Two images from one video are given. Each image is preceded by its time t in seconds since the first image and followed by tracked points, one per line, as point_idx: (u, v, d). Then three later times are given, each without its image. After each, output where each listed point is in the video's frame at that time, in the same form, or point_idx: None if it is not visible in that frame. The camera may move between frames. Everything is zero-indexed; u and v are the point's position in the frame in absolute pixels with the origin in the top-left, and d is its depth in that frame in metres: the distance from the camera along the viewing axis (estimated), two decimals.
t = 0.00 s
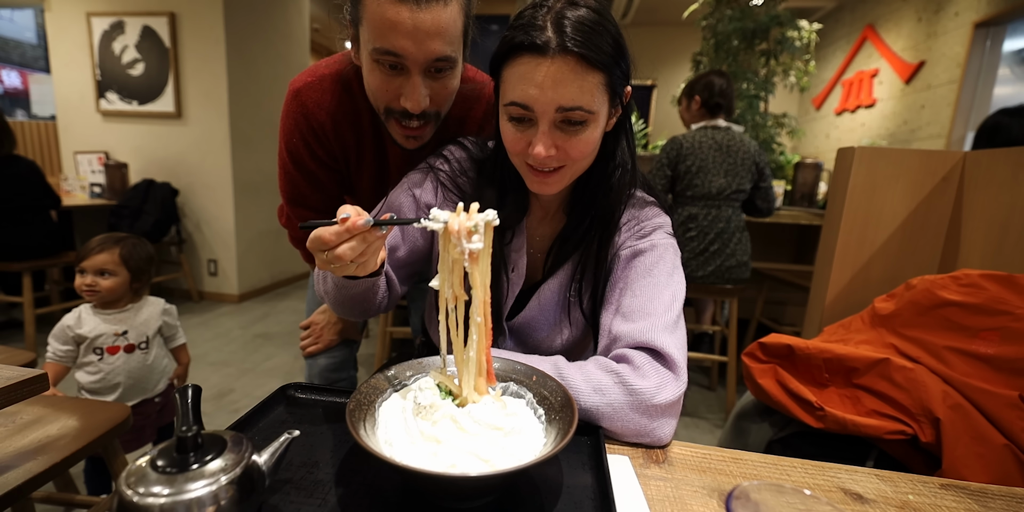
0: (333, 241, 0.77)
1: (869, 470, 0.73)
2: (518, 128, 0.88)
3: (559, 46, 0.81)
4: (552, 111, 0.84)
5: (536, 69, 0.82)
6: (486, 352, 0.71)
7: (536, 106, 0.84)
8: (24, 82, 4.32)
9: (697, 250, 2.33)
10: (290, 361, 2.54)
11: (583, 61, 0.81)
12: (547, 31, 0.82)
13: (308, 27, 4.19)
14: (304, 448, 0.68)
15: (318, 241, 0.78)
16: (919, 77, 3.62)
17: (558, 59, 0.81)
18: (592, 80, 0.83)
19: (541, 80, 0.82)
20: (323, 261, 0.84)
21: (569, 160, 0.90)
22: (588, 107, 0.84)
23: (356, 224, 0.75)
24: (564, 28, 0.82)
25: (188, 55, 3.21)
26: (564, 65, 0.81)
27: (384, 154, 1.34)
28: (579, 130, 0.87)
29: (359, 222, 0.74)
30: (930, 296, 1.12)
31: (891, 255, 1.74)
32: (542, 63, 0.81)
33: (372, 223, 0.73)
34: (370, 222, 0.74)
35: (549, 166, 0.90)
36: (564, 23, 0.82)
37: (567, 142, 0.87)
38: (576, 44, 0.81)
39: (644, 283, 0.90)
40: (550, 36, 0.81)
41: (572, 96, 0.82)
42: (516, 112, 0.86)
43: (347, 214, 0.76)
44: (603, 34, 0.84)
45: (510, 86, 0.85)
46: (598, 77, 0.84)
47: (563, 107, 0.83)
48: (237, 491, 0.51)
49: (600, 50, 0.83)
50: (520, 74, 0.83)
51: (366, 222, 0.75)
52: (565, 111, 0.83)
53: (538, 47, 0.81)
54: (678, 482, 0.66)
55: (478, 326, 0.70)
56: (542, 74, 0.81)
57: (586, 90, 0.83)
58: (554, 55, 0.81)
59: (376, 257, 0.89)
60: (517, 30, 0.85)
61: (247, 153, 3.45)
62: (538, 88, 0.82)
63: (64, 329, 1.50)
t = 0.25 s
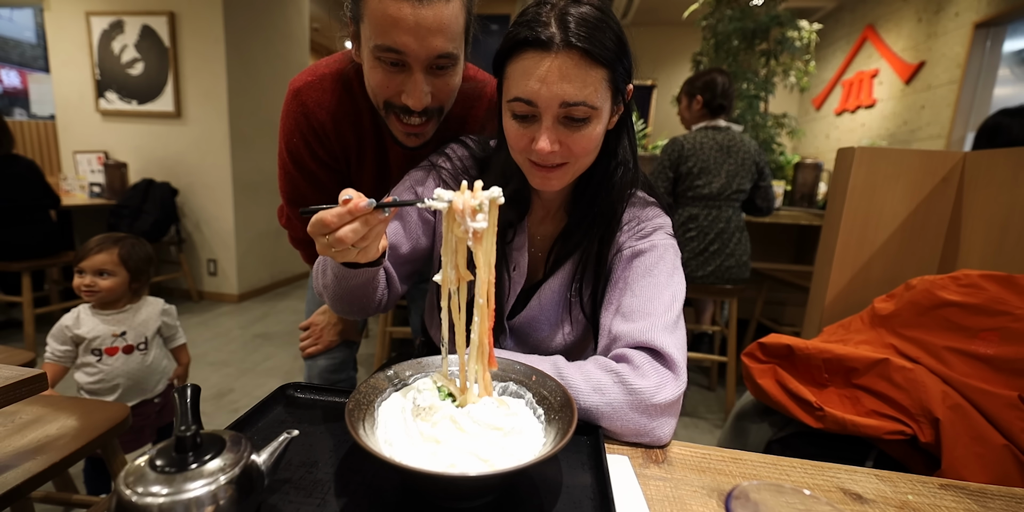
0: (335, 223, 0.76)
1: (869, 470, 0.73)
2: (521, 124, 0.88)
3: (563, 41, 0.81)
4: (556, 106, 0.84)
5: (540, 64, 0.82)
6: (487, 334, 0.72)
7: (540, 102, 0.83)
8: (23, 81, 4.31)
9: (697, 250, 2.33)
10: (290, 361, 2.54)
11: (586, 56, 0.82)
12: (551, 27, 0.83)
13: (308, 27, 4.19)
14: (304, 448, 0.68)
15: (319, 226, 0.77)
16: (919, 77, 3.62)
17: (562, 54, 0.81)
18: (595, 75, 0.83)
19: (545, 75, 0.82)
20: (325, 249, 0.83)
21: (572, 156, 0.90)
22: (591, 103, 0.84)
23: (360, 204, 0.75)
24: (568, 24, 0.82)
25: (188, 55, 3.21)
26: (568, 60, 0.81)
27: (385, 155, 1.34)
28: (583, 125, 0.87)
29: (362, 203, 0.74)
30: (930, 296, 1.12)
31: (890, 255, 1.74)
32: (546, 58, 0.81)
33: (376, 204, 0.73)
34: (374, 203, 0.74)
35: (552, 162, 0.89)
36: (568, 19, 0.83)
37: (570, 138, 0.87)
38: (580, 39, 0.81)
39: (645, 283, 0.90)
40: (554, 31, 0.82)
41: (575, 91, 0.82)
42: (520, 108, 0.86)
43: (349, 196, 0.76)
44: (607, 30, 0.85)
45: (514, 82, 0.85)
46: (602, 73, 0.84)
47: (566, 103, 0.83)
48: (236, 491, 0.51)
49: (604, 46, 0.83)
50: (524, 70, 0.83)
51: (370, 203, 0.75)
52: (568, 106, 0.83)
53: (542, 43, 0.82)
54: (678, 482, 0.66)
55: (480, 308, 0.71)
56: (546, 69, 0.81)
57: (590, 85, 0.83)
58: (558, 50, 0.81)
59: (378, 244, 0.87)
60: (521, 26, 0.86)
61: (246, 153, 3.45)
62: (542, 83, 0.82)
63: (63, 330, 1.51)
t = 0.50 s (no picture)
0: (331, 202, 0.75)
1: (868, 470, 0.73)
2: (525, 122, 0.88)
3: (569, 40, 0.81)
4: (560, 105, 0.84)
5: (545, 63, 0.82)
6: (485, 315, 0.72)
7: (545, 100, 0.83)
8: (24, 81, 4.32)
9: (696, 250, 2.33)
10: (290, 361, 2.54)
11: (591, 56, 0.82)
12: (556, 25, 0.83)
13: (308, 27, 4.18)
14: (304, 448, 0.68)
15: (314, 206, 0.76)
16: (919, 77, 3.62)
17: (567, 53, 0.81)
18: (600, 75, 0.83)
19: (549, 74, 0.82)
20: (320, 231, 0.82)
21: (576, 155, 0.90)
22: (595, 103, 0.84)
23: (355, 184, 0.74)
24: (574, 23, 0.82)
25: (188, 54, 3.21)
26: (574, 59, 0.81)
27: (386, 154, 1.34)
28: (586, 125, 0.87)
29: (359, 183, 0.74)
30: (930, 296, 1.12)
31: (891, 255, 1.74)
32: (550, 57, 0.81)
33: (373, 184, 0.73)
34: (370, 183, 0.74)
35: (554, 160, 0.89)
36: (574, 18, 0.83)
37: (574, 137, 0.87)
38: (585, 38, 0.81)
39: (645, 284, 0.90)
40: (560, 30, 0.82)
41: (579, 90, 0.82)
42: (524, 107, 0.86)
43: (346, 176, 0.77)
44: (612, 30, 0.85)
45: (518, 80, 0.85)
46: (606, 73, 0.84)
47: (571, 102, 0.83)
48: (236, 491, 0.51)
49: (609, 46, 0.83)
50: (529, 68, 0.83)
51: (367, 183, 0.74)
52: (572, 106, 0.83)
53: (548, 42, 0.82)
54: (678, 482, 0.66)
55: (478, 288, 0.71)
56: (551, 67, 0.82)
57: (594, 85, 0.83)
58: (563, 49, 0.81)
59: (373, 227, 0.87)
60: (526, 24, 0.86)
61: (246, 152, 3.45)
62: (546, 81, 0.82)
63: (63, 329, 1.51)
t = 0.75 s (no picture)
0: (345, 228, 0.77)
1: (869, 470, 0.73)
2: (524, 129, 0.88)
3: (568, 51, 0.80)
4: (559, 115, 0.84)
5: (545, 73, 0.82)
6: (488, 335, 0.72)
7: (544, 110, 0.84)
8: (25, 81, 4.32)
9: (696, 250, 2.33)
10: (290, 361, 2.54)
11: (590, 68, 0.81)
12: (557, 34, 0.82)
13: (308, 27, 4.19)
14: (305, 448, 0.68)
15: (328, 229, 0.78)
16: (919, 76, 3.62)
17: (567, 64, 0.81)
18: (599, 87, 0.83)
19: (549, 86, 0.82)
20: (332, 250, 0.84)
21: (575, 162, 0.90)
22: (594, 113, 0.84)
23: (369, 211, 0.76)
24: (574, 32, 0.82)
25: (188, 55, 3.21)
26: (573, 71, 0.81)
27: (388, 153, 1.34)
28: (586, 133, 0.87)
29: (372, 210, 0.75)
30: (930, 295, 1.12)
31: (891, 255, 1.74)
32: (549, 68, 0.81)
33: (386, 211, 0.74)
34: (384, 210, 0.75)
35: (553, 166, 0.90)
36: (574, 27, 0.82)
37: (574, 144, 0.87)
38: (585, 50, 0.81)
39: (645, 284, 0.90)
40: (560, 40, 0.81)
41: (577, 102, 0.82)
42: (523, 115, 0.87)
43: (362, 202, 0.78)
44: (613, 39, 0.84)
45: (518, 88, 0.85)
46: (605, 84, 0.83)
47: (569, 113, 0.83)
48: (237, 490, 0.51)
49: (609, 55, 0.83)
50: (528, 78, 0.83)
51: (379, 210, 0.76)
52: (570, 117, 0.84)
53: (547, 52, 0.81)
54: (679, 482, 0.66)
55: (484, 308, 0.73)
56: (550, 78, 0.81)
57: (593, 96, 0.83)
58: (563, 61, 0.81)
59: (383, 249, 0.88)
60: (526, 32, 0.85)
61: (247, 152, 3.45)
62: (546, 92, 0.82)
63: (71, 328, 1.51)
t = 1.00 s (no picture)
0: (373, 324, 0.84)
1: (869, 470, 0.73)
2: (522, 132, 0.89)
3: (566, 56, 0.80)
4: (557, 121, 0.84)
5: (543, 78, 0.81)
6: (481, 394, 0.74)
7: (542, 115, 0.84)
8: (25, 81, 4.31)
9: (696, 250, 2.33)
10: (290, 361, 2.54)
11: (589, 73, 0.81)
12: (554, 39, 0.82)
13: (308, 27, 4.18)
14: (304, 448, 0.68)
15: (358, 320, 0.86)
16: (919, 77, 3.62)
17: (565, 69, 0.80)
18: (597, 92, 0.83)
19: (547, 92, 0.82)
20: (354, 327, 0.92)
21: (573, 165, 0.90)
22: (593, 118, 0.84)
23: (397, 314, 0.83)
24: (572, 37, 0.81)
25: (188, 54, 3.21)
26: (571, 76, 0.81)
27: (389, 152, 1.34)
28: (584, 137, 0.87)
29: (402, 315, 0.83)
30: (930, 296, 1.12)
31: (891, 255, 1.74)
32: (548, 74, 0.81)
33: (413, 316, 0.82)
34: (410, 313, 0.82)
35: (551, 169, 0.90)
36: (573, 31, 0.82)
37: (573, 148, 0.87)
38: (583, 55, 0.80)
39: (644, 283, 0.90)
40: (558, 45, 0.81)
41: (575, 108, 0.82)
42: (522, 119, 0.87)
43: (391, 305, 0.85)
44: (612, 44, 0.83)
45: (516, 93, 0.85)
46: (604, 90, 0.83)
47: (567, 119, 0.84)
48: (237, 490, 0.51)
49: (608, 59, 0.82)
50: (525, 83, 0.83)
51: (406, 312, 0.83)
52: (568, 122, 0.84)
53: (545, 57, 0.81)
54: (679, 482, 0.66)
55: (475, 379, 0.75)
56: (548, 84, 0.81)
57: (591, 102, 0.83)
58: (562, 67, 0.80)
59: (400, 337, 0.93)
60: (524, 37, 0.85)
61: (247, 152, 3.45)
62: (544, 98, 0.82)
63: (79, 325, 1.50)
